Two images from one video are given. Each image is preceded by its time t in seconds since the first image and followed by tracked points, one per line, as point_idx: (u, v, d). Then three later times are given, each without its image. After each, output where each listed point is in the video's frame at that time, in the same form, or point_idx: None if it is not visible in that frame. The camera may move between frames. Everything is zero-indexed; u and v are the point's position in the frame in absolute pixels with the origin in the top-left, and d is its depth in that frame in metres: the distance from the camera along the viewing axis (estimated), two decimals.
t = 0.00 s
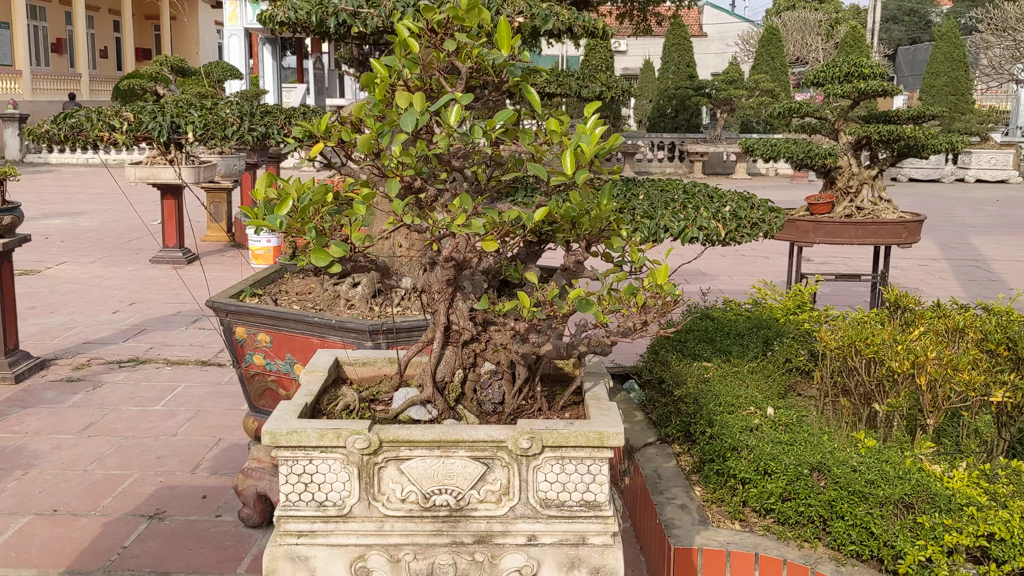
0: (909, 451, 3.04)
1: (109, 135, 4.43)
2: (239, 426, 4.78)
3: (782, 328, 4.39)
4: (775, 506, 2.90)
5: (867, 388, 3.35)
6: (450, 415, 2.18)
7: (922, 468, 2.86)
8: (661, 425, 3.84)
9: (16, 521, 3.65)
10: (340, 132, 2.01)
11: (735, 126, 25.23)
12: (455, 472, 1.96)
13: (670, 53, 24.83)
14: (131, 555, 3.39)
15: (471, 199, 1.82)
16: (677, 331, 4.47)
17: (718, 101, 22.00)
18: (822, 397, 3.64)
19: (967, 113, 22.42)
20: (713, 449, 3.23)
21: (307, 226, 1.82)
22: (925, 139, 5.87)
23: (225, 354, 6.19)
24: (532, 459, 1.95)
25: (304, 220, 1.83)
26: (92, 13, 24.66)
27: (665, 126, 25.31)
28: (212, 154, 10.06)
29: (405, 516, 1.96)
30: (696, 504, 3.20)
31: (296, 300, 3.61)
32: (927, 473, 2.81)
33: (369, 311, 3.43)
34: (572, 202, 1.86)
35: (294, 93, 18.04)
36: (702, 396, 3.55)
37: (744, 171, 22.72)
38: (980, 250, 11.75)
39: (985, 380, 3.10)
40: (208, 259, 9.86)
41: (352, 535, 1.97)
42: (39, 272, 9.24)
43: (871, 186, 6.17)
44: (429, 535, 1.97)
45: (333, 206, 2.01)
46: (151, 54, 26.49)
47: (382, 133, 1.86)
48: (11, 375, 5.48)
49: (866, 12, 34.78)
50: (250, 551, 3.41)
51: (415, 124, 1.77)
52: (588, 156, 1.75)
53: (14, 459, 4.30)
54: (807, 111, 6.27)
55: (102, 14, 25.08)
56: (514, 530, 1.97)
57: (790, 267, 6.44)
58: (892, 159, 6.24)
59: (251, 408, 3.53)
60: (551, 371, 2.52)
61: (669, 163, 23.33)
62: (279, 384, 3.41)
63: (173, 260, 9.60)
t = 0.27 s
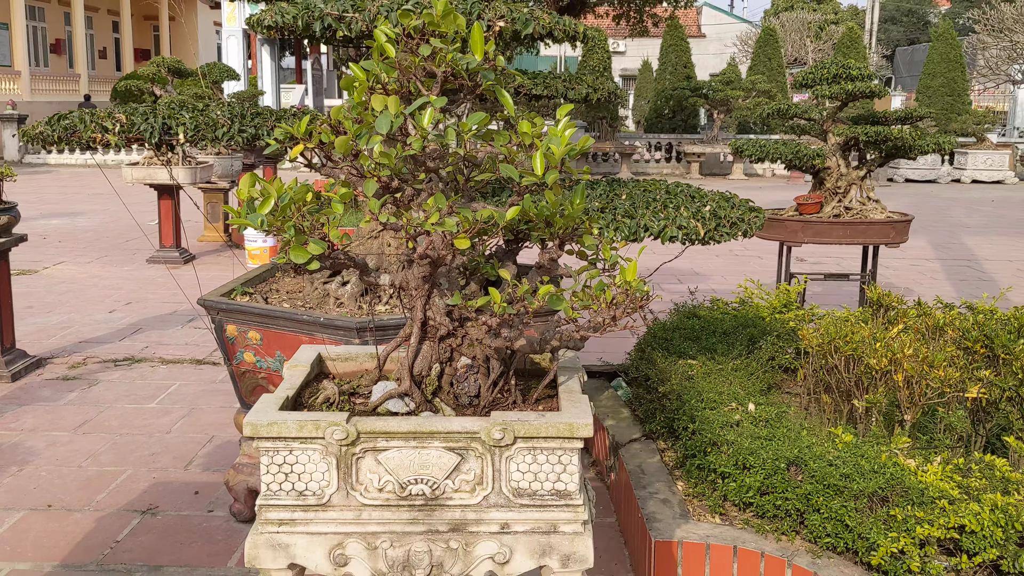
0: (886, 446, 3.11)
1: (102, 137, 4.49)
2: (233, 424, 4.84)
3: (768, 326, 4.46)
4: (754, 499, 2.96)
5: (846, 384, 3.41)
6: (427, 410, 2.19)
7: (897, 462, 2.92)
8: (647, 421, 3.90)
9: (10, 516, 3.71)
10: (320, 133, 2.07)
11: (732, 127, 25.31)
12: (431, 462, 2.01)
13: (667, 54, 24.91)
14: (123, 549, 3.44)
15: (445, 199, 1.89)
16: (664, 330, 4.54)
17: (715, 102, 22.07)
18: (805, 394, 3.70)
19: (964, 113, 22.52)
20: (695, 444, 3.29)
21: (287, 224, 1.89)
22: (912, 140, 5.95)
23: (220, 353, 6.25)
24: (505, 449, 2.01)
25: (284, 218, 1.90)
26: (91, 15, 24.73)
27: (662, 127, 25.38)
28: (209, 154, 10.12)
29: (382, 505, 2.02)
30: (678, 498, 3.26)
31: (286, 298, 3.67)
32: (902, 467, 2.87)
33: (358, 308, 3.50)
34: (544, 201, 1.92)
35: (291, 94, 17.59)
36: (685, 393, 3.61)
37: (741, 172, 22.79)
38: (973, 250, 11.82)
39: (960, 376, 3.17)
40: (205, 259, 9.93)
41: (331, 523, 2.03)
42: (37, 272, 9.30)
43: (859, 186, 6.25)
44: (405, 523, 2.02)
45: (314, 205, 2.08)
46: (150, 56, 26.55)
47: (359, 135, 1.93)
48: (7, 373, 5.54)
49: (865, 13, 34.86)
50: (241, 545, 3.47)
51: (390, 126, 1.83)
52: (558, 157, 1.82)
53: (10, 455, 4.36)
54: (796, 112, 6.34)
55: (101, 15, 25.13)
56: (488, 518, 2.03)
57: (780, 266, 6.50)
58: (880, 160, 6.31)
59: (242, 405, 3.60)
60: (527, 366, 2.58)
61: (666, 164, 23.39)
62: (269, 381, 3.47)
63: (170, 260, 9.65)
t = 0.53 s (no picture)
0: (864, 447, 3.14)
1: (87, 141, 4.25)
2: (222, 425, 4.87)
3: (753, 328, 4.49)
4: (732, 500, 2.99)
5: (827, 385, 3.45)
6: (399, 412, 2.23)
7: (874, 463, 2.95)
8: (631, 422, 3.94)
9: None
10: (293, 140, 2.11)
11: (729, 128, 25.35)
12: (401, 464, 2.04)
13: (664, 55, 24.96)
14: (110, 550, 3.47)
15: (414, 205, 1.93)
16: (650, 331, 4.56)
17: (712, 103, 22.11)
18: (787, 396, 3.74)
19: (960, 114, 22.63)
20: (676, 445, 3.32)
21: (259, 230, 1.93)
22: (900, 143, 5.98)
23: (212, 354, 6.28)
24: (473, 451, 2.03)
25: (257, 223, 1.94)
26: (90, 15, 24.76)
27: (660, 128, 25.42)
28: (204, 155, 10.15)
29: (352, 506, 2.05)
30: (659, 499, 3.30)
31: (272, 301, 3.70)
32: (878, 468, 2.90)
33: (343, 310, 3.54)
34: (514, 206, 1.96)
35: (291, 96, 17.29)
36: (668, 394, 3.65)
37: (738, 172, 22.83)
38: (966, 251, 11.87)
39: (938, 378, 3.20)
40: (200, 260, 9.96)
41: (303, 524, 2.06)
42: (32, 273, 9.32)
43: (848, 188, 6.29)
44: (376, 524, 2.06)
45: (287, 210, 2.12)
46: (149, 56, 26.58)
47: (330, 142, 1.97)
48: None
49: (862, 14, 34.92)
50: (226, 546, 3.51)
51: (359, 134, 1.88)
52: (526, 164, 1.86)
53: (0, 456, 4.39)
54: (784, 115, 6.36)
55: (99, 16, 25.15)
56: (456, 519, 2.06)
57: (769, 268, 6.54)
58: (868, 162, 6.34)
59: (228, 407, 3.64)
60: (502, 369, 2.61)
61: (664, 165, 23.43)
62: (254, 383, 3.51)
63: (165, 261, 9.67)
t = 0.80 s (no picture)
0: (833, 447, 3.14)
1: (57, 140, 4.44)
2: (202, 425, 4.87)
3: (731, 329, 4.49)
4: (700, 500, 2.99)
5: (799, 386, 3.44)
6: (348, 411, 2.27)
7: (841, 464, 2.95)
8: (606, 422, 3.94)
9: None
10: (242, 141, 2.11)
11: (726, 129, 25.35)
12: (347, 465, 2.04)
13: (661, 56, 24.98)
14: (82, 550, 3.47)
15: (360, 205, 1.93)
16: (629, 332, 4.57)
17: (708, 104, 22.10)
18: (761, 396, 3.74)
19: (957, 114, 22.89)
20: (646, 446, 3.33)
21: (207, 230, 1.94)
22: (884, 144, 5.97)
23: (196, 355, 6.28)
24: (419, 452, 2.03)
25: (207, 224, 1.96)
26: (87, 16, 24.75)
27: (656, 128, 25.42)
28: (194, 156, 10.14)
29: (299, 506, 2.06)
30: (630, 499, 3.30)
31: (245, 301, 3.70)
32: (844, 468, 2.90)
33: (316, 311, 3.53)
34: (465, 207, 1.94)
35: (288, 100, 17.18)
36: (642, 395, 3.65)
37: (734, 173, 22.83)
38: (959, 252, 11.87)
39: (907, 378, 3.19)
40: (190, 261, 9.95)
41: (249, 525, 2.07)
42: (22, 274, 9.31)
43: (833, 188, 6.28)
44: (323, 525, 2.07)
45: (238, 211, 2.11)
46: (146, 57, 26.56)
47: (278, 142, 1.98)
48: None
49: (861, 14, 35.00)
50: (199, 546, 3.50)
51: (300, 134, 1.90)
52: (472, 164, 1.86)
53: None
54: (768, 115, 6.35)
55: (97, 17, 25.15)
56: (403, 519, 2.06)
57: (755, 268, 6.54)
58: (853, 162, 6.33)
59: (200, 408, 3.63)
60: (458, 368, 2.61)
61: (660, 165, 23.42)
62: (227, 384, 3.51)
63: (155, 262, 9.67)
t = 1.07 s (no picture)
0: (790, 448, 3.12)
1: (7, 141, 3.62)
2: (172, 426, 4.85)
3: (701, 329, 4.47)
4: (654, 502, 2.98)
5: (760, 387, 3.42)
6: (272, 414, 2.27)
7: (796, 466, 2.93)
8: (571, 424, 3.92)
9: None
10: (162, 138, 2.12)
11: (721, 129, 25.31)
12: (267, 468, 2.10)
13: (655, 56, 24.95)
14: (39, 552, 3.44)
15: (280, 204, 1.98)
16: (598, 333, 4.54)
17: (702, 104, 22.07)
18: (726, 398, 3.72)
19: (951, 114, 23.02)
20: (605, 448, 3.31)
21: (124, 230, 1.94)
22: (862, 144, 5.95)
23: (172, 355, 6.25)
24: (340, 456, 2.09)
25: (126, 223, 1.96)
26: (82, 16, 24.69)
27: (651, 128, 25.38)
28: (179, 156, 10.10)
29: (218, 510, 2.12)
30: (588, 501, 3.28)
31: (205, 302, 3.68)
32: (798, 470, 2.88)
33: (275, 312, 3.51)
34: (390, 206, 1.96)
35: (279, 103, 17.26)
36: (605, 396, 3.63)
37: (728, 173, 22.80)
38: (948, 252, 11.83)
39: (866, 378, 3.17)
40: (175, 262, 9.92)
41: (167, 529, 2.12)
42: (5, 274, 9.27)
43: (811, 188, 6.27)
44: (242, 528, 2.12)
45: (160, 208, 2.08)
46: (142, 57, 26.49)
47: (196, 141, 2.04)
48: None
49: (858, 14, 34.96)
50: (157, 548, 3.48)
51: (214, 131, 1.97)
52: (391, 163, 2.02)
53: None
54: (747, 115, 6.32)
55: (92, 17, 25.08)
56: (323, 523, 2.12)
57: (734, 268, 6.51)
58: (832, 162, 6.31)
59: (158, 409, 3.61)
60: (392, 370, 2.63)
61: (654, 165, 23.38)
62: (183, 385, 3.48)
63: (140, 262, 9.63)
